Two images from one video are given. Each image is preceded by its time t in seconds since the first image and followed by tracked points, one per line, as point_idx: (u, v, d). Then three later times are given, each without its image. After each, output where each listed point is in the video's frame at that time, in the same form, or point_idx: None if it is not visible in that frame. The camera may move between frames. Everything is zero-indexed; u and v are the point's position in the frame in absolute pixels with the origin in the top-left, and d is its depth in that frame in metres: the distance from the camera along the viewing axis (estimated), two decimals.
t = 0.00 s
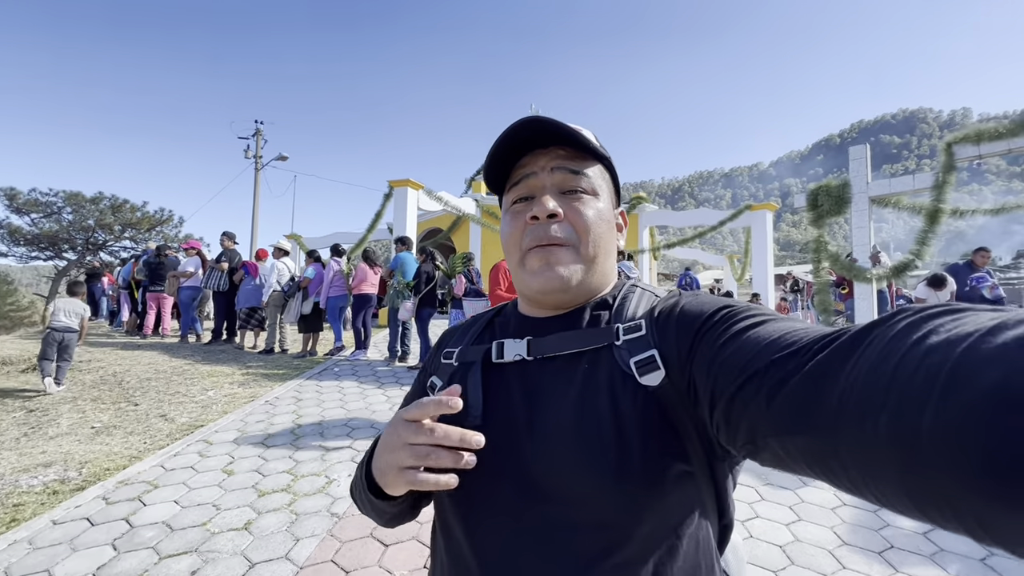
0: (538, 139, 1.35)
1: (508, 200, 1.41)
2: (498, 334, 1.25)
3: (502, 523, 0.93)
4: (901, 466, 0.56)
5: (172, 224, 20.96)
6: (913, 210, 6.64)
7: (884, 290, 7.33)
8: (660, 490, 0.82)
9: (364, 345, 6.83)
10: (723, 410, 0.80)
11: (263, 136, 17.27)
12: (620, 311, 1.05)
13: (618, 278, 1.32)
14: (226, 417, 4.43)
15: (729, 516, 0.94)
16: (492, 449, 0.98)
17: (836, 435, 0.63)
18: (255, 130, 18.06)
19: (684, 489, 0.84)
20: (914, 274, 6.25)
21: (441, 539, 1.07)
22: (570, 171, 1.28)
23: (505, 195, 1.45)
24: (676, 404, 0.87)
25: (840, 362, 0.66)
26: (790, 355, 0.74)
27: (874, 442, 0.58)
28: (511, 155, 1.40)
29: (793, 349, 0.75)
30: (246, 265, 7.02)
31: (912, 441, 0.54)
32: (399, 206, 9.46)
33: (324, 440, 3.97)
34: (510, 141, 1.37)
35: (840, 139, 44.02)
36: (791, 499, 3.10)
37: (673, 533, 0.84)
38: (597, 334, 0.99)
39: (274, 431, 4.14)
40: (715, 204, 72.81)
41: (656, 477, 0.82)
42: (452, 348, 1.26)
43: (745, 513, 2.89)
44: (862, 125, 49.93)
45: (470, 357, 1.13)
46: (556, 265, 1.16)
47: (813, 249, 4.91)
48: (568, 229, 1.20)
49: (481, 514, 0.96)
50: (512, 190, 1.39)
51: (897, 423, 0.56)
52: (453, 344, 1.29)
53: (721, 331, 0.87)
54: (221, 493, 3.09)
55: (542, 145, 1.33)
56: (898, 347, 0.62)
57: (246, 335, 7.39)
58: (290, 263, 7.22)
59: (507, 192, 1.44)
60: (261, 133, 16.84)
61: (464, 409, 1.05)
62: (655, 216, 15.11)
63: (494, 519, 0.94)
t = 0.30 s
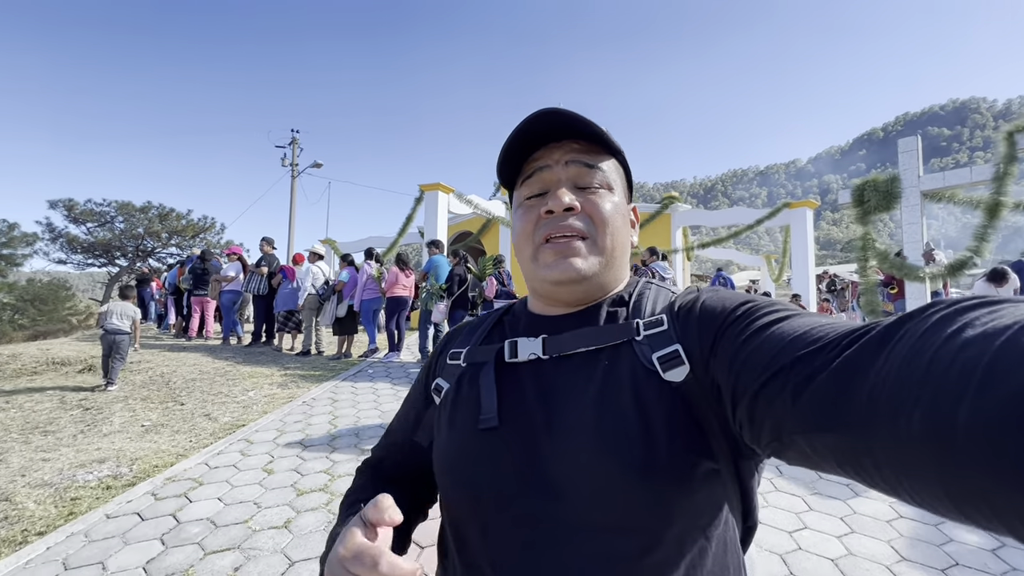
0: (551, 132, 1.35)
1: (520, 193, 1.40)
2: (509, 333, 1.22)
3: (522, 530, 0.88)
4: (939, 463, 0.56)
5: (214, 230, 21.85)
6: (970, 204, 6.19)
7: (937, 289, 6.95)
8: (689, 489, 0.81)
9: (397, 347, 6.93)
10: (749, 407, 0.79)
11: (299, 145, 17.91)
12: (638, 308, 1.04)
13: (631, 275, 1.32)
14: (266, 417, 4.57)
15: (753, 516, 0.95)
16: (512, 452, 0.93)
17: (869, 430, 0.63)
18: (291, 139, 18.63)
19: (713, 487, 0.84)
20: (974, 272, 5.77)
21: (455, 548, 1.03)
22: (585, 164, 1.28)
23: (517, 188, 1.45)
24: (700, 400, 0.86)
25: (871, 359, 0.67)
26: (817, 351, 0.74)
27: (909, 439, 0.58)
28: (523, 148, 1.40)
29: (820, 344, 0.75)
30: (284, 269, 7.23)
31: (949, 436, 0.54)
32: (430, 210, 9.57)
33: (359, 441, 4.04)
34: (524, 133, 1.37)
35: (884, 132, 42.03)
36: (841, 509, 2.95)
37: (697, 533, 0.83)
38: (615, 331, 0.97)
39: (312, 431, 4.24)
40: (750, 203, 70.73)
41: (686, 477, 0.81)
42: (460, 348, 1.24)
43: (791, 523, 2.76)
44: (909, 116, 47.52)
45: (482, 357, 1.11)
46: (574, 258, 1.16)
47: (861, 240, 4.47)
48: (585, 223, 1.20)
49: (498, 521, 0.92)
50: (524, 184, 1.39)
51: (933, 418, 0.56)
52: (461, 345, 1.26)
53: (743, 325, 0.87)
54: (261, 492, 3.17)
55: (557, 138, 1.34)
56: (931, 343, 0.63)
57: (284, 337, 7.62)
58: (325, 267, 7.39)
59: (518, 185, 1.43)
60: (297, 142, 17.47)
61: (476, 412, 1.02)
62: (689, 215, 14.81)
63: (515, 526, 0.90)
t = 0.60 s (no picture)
0: (546, 127, 1.36)
1: (511, 187, 1.39)
2: (501, 335, 1.21)
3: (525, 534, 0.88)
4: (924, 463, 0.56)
5: (245, 235, 22.48)
6: (1016, 198, 5.90)
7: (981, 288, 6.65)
8: (689, 490, 0.81)
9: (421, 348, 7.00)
10: (742, 405, 0.79)
11: (324, 151, 18.33)
12: (633, 308, 1.03)
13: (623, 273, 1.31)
14: (294, 417, 4.67)
15: (752, 511, 0.96)
16: (510, 457, 0.92)
17: (857, 433, 0.63)
18: (318, 144, 19.05)
19: (713, 486, 0.84)
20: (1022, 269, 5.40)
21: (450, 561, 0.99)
22: (579, 157, 1.29)
23: (507, 183, 1.44)
24: (701, 398, 0.86)
25: (860, 356, 0.66)
26: (807, 350, 0.74)
27: (895, 438, 0.58)
28: (517, 142, 1.40)
29: (811, 343, 0.75)
30: (311, 272, 7.39)
31: (935, 437, 0.54)
32: (453, 212, 9.65)
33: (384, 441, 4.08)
34: (518, 125, 1.37)
35: (921, 125, 40.42)
36: (880, 518, 2.83)
37: (701, 530, 0.84)
38: (612, 331, 0.96)
39: (338, 430, 4.31)
40: (778, 201, 68.94)
41: (686, 480, 0.80)
42: (448, 352, 1.21)
43: (827, 531, 2.67)
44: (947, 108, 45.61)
45: (474, 361, 1.09)
46: (568, 249, 1.15)
47: (899, 237, 4.26)
48: (578, 215, 1.19)
49: (500, 527, 0.91)
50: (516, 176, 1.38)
51: (918, 419, 0.56)
52: (449, 348, 1.23)
53: (737, 323, 0.87)
54: (290, 491, 3.23)
55: (550, 130, 1.35)
56: (920, 342, 0.62)
57: (311, 338, 7.79)
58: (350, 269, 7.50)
59: (509, 179, 1.42)
60: (324, 147, 17.87)
61: (471, 419, 1.00)
62: (714, 214, 14.53)
63: (516, 532, 0.89)
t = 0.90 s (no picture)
0: (542, 124, 1.33)
1: (506, 186, 1.35)
2: (498, 337, 1.18)
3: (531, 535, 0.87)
4: (936, 457, 0.56)
5: (267, 236, 22.91)
6: None
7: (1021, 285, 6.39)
8: (698, 485, 0.82)
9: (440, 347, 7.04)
10: (749, 400, 0.80)
11: (344, 153, 18.60)
12: (635, 307, 1.02)
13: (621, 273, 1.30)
14: (317, 415, 4.73)
15: (758, 502, 0.98)
16: (518, 457, 0.92)
17: (866, 427, 0.64)
18: (338, 147, 19.32)
19: (721, 479, 0.86)
20: None
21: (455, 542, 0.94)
22: (576, 157, 1.26)
23: (502, 182, 1.40)
24: (707, 392, 0.87)
25: (868, 351, 0.67)
26: (813, 343, 0.74)
27: (907, 432, 0.59)
28: (512, 140, 1.36)
29: (817, 336, 0.75)
30: (331, 272, 7.50)
31: (947, 431, 0.55)
32: (470, 212, 9.68)
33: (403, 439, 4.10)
34: (514, 123, 1.33)
35: (953, 117, 38.96)
36: (916, 524, 2.72)
37: (712, 522, 0.86)
38: (615, 330, 0.96)
39: (358, 429, 4.34)
40: (802, 197, 67.29)
41: (694, 475, 0.82)
42: (444, 355, 1.18)
43: (860, 537, 2.57)
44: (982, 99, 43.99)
45: (472, 364, 1.07)
46: (568, 255, 1.12)
47: (933, 233, 3.98)
48: (578, 218, 1.17)
49: (509, 529, 0.90)
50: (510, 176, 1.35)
51: (930, 414, 0.57)
52: (444, 351, 1.20)
53: (739, 318, 0.87)
54: (311, 488, 3.26)
55: (547, 127, 1.32)
56: (928, 335, 0.63)
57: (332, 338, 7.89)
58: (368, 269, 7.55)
59: (504, 178, 1.39)
60: (344, 149, 18.13)
61: (473, 423, 1.00)
62: (736, 212, 14.29)
63: (523, 535, 0.88)
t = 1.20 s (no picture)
0: (535, 133, 1.32)
1: (498, 193, 1.34)
2: (487, 342, 1.17)
3: (518, 537, 0.88)
4: (913, 460, 0.57)
5: (283, 236, 23.24)
6: None
7: None
8: (680, 488, 0.83)
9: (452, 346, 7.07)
10: (732, 405, 0.80)
11: (359, 153, 18.80)
12: (621, 312, 1.02)
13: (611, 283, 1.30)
14: (330, 413, 4.79)
15: (743, 508, 0.99)
16: (504, 462, 0.92)
17: (845, 430, 0.64)
18: (352, 147, 19.53)
19: (704, 483, 0.87)
20: None
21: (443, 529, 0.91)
22: (568, 167, 1.25)
23: (494, 188, 1.39)
24: (691, 397, 0.87)
25: (848, 355, 0.67)
26: (795, 348, 0.74)
27: (884, 435, 0.59)
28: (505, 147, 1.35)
29: (798, 341, 0.76)
30: (345, 272, 7.59)
31: (922, 436, 0.55)
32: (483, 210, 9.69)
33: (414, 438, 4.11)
34: (507, 130, 1.32)
35: (979, 110, 37.81)
36: (937, 530, 2.65)
37: (694, 526, 0.86)
38: (600, 334, 0.96)
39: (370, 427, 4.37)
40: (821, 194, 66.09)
41: (676, 478, 0.82)
42: (434, 360, 1.19)
43: (879, 543, 2.51)
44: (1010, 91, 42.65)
45: (460, 369, 1.07)
46: (557, 264, 1.11)
47: (956, 230, 3.66)
48: (568, 227, 1.16)
49: (494, 532, 0.91)
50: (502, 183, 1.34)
51: (906, 418, 0.57)
52: (434, 356, 1.20)
53: (723, 323, 0.87)
54: (324, 486, 3.30)
55: (539, 135, 1.31)
56: (907, 340, 0.63)
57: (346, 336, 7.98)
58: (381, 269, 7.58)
59: (496, 185, 1.38)
60: (359, 149, 18.32)
61: (460, 426, 1.00)
62: (753, 209, 14.07)
63: (508, 536, 0.89)
